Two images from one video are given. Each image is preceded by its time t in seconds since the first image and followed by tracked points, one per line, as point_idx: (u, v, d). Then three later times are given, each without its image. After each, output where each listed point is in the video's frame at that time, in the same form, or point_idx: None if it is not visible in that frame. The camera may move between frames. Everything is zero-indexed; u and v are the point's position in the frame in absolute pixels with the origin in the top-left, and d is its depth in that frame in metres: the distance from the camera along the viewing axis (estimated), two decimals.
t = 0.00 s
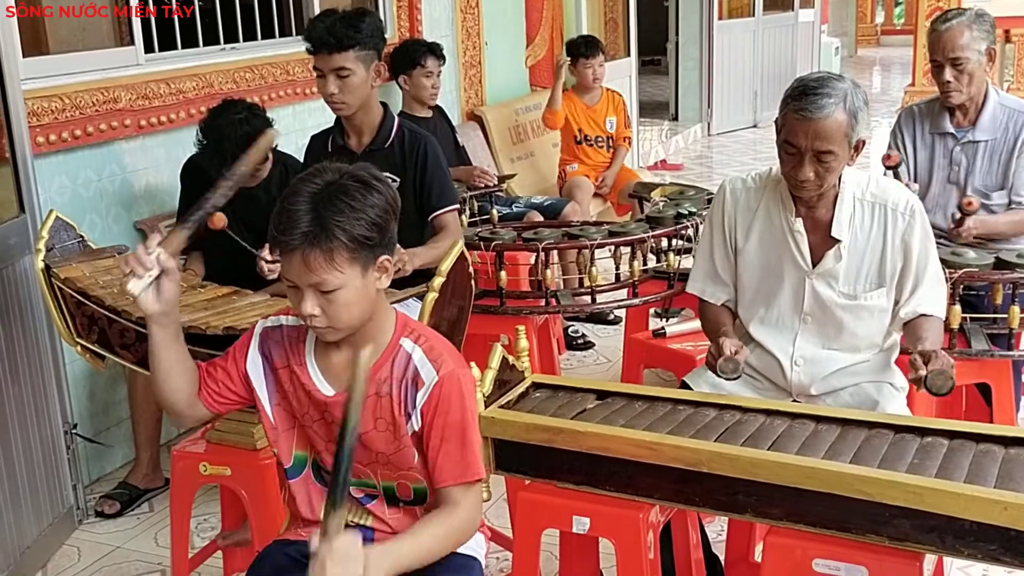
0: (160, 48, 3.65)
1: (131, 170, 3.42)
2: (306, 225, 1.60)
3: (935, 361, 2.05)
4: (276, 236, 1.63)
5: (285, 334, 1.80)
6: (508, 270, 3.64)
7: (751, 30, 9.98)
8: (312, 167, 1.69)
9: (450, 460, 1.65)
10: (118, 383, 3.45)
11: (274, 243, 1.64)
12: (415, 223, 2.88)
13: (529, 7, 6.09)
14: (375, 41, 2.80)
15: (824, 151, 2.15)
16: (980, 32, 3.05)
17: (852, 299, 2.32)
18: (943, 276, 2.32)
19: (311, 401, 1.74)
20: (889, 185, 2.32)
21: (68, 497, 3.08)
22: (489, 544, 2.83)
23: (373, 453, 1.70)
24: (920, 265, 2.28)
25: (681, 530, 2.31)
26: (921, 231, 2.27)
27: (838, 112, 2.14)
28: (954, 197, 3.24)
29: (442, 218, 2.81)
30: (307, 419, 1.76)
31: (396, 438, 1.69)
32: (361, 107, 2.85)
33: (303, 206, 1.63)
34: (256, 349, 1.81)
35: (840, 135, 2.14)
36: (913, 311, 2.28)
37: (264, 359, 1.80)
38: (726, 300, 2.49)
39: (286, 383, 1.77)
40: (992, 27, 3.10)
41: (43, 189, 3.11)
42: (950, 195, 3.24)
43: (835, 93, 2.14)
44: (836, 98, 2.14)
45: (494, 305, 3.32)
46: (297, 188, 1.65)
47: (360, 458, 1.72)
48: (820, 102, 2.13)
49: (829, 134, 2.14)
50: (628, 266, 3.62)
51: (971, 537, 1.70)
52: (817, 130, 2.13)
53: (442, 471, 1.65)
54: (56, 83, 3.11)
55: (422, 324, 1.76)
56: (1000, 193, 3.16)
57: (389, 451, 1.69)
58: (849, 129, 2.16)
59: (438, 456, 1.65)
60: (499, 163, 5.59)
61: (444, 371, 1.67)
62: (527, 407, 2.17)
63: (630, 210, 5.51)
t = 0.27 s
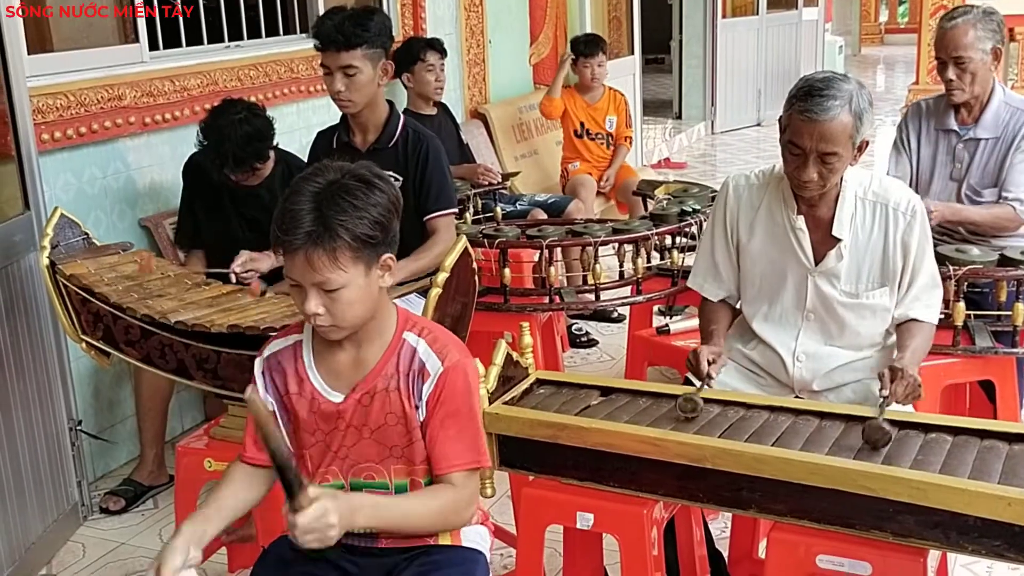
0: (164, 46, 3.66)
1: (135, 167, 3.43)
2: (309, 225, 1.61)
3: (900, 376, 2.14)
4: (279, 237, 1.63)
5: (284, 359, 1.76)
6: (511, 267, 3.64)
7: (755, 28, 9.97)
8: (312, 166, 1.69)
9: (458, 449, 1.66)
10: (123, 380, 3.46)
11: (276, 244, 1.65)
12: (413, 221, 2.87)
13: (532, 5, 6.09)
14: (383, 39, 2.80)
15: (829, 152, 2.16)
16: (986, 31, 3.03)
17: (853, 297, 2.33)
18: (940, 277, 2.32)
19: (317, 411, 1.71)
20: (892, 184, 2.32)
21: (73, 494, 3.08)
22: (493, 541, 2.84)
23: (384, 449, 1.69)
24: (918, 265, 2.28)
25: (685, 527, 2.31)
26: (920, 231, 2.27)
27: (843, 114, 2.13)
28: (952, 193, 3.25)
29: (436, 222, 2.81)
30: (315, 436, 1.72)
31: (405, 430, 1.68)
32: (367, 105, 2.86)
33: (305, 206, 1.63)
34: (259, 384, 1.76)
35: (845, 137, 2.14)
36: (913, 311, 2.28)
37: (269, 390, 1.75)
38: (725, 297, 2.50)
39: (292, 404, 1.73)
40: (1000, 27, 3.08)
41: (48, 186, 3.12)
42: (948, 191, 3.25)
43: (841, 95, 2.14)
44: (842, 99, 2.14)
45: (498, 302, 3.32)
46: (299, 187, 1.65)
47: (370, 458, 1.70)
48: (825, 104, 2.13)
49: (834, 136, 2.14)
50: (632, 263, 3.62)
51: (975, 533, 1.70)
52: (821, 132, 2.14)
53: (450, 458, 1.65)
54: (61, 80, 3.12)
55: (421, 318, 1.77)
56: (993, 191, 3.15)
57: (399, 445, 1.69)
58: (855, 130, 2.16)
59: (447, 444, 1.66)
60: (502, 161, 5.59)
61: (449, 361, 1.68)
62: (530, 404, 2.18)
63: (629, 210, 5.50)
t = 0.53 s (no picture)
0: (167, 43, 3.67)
1: (138, 164, 3.43)
2: (314, 215, 1.61)
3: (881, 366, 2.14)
4: (283, 228, 1.63)
5: (291, 348, 1.78)
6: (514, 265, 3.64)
7: (758, 26, 9.97)
8: (315, 158, 1.70)
9: (458, 452, 1.65)
10: (126, 377, 3.47)
11: (280, 235, 1.65)
12: (415, 217, 2.88)
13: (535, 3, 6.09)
14: (385, 36, 2.80)
15: (827, 145, 2.15)
16: (987, 31, 3.03)
17: (854, 293, 2.33)
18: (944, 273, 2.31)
19: (320, 405, 1.72)
20: (893, 180, 2.32)
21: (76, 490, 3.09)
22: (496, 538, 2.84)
23: (385, 450, 1.69)
24: (920, 260, 2.27)
25: (687, 524, 2.31)
26: (922, 227, 2.26)
27: (841, 107, 2.13)
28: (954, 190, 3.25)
29: (439, 219, 2.82)
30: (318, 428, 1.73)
31: (405, 430, 1.68)
32: (369, 103, 2.86)
33: (309, 196, 1.63)
34: (265, 373, 1.79)
35: (843, 130, 2.14)
36: (914, 307, 2.27)
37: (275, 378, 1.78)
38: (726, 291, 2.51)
39: (298, 394, 1.75)
40: (1006, 27, 3.08)
41: (52, 183, 3.13)
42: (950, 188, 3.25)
43: (838, 89, 2.14)
44: (839, 93, 2.14)
45: (501, 299, 3.32)
46: (303, 178, 1.66)
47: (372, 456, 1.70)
48: (822, 97, 2.13)
49: (832, 129, 2.14)
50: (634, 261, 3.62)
51: (977, 529, 1.70)
52: (819, 125, 2.13)
53: (449, 463, 1.65)
54: (64, 77, 3.12)
55: (422, 315, 1.76)
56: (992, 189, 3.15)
57: (400, 446, 1.69)
58: (852, 124, 2.15)
59: (447, 447, 1.65)
60: (505, 159, 5.59)
61: (448, 361, 1.67)
62: (533, 400, 2.18)
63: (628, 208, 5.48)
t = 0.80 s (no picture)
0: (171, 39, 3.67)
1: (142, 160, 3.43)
2: (321, 209, 1.61)
3: (909, 347, 2.10)
4: (289, 221, 1.63)
5: (295, 322, 1.80)
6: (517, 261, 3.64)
7: (761, 24, 9.96)
8: (321, 151, 1.69)
9: (459, 436, 1.65)
10: (129, 372, 3.47)
11: (286, 228, 1.64)
12: (425, 214, 2.88)
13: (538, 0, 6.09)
14: (389, 30, 2.80)
15: (829, 138, 2.15)
16: (992, 25, 3.02)
17: (859, 287, 2.32)
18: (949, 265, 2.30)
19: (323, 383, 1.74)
20: (898, 173, 2.32)
21: (79, 485, 3.09)
22: (499, 533, 2.84)
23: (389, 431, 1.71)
24: (925, 253, 2.27)
25: (691, 519, 2.31)
26: (927, 219, 2.26)
27: (843, 99, 2.13)
28: (958, 186, 3.23)
29: (449, 212, 2.81)
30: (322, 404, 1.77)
31: (409, 414, 1.70)
32: (374, 98, 2.86)
33: (315, 189, 1.63)
34: (266, 340, 1.81)
35: (844, 122, 2.13)
36: (920, 298, 2.27)
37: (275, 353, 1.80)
38: (732, 287, 2.50)
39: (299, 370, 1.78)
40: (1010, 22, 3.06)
41: (55, 178, 3.13)
42: (955, 184, 3.24)
43: (841, 81, 2.14)
44: (842, 85, 2.13)
45: (504, 295, 3.32)
46: (309, 171, 1.65)
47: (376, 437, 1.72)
48: (824, 90, 2.13)
49: (834, 122, 2.13)
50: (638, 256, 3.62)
51: (981, 523, 1.70)
52: (820, 118, 2.13)
53: (452, 444, 1.65)
54: (68, 72, 3.12)
55: (430, 304, 1.77)
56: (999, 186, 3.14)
57: (404, 428, 1.71)
58: (855, 117, 2.15)
59: (448, 430, 1.65)
60: (508, 156, 5.59)
61: (454, 346, 1.68)
62: (536, 394, 2.18)
63: (632, 204, 5.47)
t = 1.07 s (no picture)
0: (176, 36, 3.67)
1: (147, 157, 3.43)
2: (330, 200, 1.60)
3: (918, 344, 2.14)
4: (296, 213, 1.62)
5: (297, 327, 1.77)
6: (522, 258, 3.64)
7: (765, 22, 9.95)
8: (323, 145, 1.69)
9: (466, 438, 1.66)
10: (134, 369, 3.47)
11: (291, 220, 1.63)
12: (430, 213, 2.87)
13: None
14: (396, 26, 2.80)
15: (839, 133, 2.14)
16: (997, 21, 3.01)
17: (868, 283, 2.31)
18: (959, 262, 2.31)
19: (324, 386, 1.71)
20: (907, 169, 2.31)
21: (84, 482, 3.09)
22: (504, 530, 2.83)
23: (389, 435, 1.68)
24: (935, 250, 2.27)
25: (698, 516, 2.30)
26: (937, 215, 2.26)
27: (854, 95, 2.12)
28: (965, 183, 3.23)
29: (455, 209, 2.81)
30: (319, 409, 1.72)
31: (411, 418, 1.68)
32: (380, 94, 2.86)
33: (323, 180, 1.63)
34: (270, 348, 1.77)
35: (855, 118, 2.13)
36: (930, 294, 2.27)
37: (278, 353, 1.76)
38: (738, 286, 2.49)
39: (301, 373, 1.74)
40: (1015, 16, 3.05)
41: (61, 175, 3.13)
42: (962, 181, 3.23)
43: (852, 76, 2.13)
44: (853, 81, 2.13)
45: (509, 292, 3.33)
46: (316, 163, 1.65)
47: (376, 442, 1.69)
48: (835, 85, 2.12)
49: (845, 117, 2.12)
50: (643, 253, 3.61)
51: (990, 519, 1.69)
52: (830, 113, 2.12)
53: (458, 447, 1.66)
54: (73, 69, 3.12)
55: (429, 304, 1.76)
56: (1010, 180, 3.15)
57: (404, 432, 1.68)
58: (865, 113, 2.14)
59: (455, 433, 1.66)
60: (513, 153, 5.59)
61: (457, 353, 1.67)
62: (543, 391, 2.17)
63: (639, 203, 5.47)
